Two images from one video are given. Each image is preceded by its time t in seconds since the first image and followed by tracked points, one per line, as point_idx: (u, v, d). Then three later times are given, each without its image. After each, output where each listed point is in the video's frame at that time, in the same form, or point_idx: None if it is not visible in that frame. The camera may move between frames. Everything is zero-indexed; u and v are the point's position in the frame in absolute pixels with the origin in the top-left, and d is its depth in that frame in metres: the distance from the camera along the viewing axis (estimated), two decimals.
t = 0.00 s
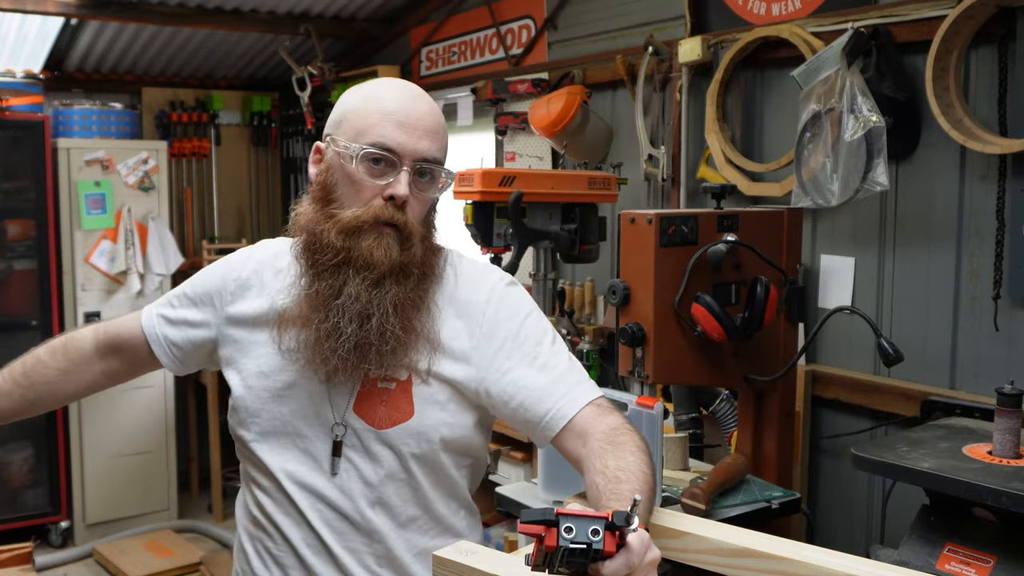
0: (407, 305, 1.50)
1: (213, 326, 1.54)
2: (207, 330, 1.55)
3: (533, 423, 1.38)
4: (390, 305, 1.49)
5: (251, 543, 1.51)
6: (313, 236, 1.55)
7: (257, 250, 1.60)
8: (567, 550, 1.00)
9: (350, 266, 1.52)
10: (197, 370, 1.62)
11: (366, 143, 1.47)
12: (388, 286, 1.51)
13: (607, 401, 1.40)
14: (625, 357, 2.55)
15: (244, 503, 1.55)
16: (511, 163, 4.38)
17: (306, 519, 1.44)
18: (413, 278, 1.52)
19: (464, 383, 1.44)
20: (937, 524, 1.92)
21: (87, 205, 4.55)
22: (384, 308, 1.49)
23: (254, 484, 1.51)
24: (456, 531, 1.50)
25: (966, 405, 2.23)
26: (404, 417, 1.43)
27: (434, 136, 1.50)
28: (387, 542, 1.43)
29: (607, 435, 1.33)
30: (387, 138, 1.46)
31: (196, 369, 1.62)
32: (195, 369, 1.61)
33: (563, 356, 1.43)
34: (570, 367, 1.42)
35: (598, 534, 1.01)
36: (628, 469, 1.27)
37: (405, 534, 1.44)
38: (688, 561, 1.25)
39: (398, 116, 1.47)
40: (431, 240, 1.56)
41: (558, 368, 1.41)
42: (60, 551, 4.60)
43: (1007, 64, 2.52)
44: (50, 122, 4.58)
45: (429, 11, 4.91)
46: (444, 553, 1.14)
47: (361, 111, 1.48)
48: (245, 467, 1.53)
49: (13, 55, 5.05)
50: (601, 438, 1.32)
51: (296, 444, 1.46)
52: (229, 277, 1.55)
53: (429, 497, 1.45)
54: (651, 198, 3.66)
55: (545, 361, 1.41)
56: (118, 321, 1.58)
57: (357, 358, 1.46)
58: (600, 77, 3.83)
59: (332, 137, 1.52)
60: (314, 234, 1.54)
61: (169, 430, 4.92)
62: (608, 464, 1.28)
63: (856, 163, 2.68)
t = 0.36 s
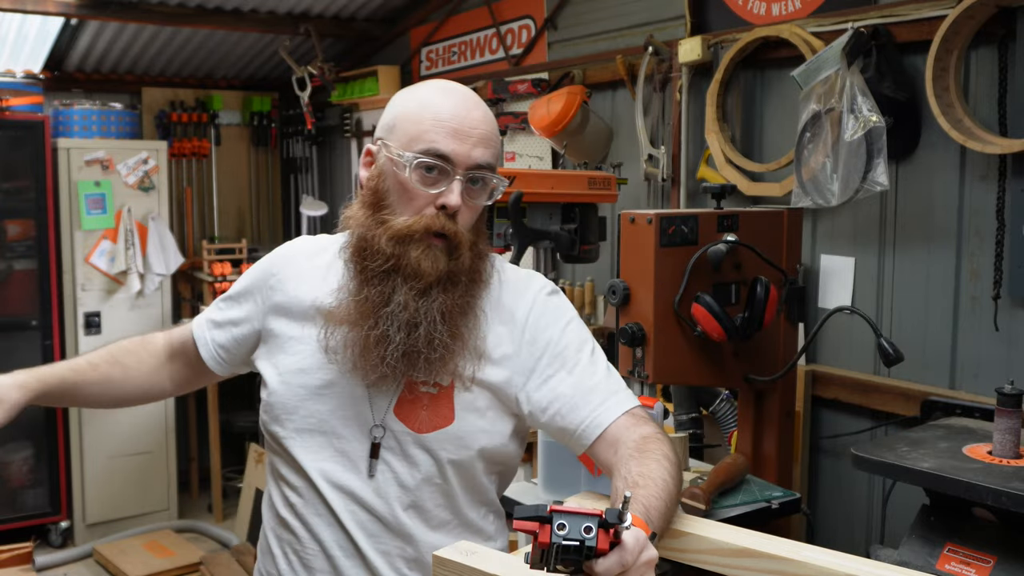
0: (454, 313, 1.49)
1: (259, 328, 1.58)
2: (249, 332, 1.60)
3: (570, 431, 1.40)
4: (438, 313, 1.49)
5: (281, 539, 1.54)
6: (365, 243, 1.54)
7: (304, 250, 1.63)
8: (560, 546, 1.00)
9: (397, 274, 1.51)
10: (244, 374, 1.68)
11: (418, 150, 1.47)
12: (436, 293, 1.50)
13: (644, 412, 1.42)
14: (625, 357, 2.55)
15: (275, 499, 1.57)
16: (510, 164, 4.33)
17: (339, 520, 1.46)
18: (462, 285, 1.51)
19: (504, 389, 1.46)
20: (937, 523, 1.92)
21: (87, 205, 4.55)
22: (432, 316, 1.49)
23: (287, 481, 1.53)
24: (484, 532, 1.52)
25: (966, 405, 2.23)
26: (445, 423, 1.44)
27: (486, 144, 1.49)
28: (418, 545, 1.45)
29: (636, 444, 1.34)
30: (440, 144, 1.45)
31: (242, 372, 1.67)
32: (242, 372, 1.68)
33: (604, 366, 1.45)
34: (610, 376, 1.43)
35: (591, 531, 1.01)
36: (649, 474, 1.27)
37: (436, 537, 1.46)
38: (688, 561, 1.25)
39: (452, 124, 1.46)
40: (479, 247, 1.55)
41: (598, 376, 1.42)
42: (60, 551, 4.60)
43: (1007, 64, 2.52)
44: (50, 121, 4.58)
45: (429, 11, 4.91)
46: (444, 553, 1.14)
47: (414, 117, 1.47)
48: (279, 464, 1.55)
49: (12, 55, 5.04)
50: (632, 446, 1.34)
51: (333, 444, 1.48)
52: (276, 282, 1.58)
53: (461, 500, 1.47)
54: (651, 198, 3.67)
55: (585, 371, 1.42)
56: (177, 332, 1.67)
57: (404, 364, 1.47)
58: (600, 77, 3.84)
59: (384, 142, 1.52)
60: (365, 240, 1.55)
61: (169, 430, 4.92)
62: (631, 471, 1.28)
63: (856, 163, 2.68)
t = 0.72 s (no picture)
0: (522, 325, 1.53)
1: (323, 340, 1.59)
2: (311, 336, 1.62)
3: (601, 437, 1.47)
4: (510, 327, 1.53)
5: (322, 544, 1.57)
6: (432, 252, 1.58)
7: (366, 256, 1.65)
8: (559, 548, 1.01)
9: (465, 285, 1.55)
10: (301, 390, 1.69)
11: (486, 158, 1.50)
12: (506, 305, 1.54)
13: (674, 426, 1.47)
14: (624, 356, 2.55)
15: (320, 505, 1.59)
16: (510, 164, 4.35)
17: (386, 528, 1.50)
18: (529, 297, 1.56)
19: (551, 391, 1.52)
20: (937, 523, 1.92)
21: (87, 205, 4.55)
22: (502, 331, 1.52)
23: (337, 490, 1.55)
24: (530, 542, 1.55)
25: (966, 405, 2.23)
26: (505, 431, 1.49)
27: (555, 153, 1.51)
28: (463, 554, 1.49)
29: (661, 456, 1.40)
30: (509, 151, 1.48)
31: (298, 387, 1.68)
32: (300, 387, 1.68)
33: (643, 375, 1.51)
34: (648, 388, 1.49)
35: (590, 533, 1.02)
36: (668, 486, 1.31)
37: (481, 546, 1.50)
38: (688, 561, 1.26)
39: (522, 133, 1.49)
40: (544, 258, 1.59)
41: (637, 383, 1.49)
42: (61, 550, 4.59)
43: (1007, 64, 2.52)
44: (50, 122, 4.59)
45: (429, 11, 4.91)
46: (444, 553, 1.14)
47: (482, 126, 1.51)
48: (330, 471, 1.57)
49: (13, 55, 5.04)
50: (657, 456, 1.40)
51: (395, 454, 1.51)
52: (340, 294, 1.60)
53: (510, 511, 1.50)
54: (652, 198, 3.67)
55: (625, 376, 1.49)
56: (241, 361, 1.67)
57: (474, 378, 1.51)
58: (600, 77, 3.83)
59: (453, 150, 1.55)
60: (432, 248, 1.58)
61: (169, 431, 4.92)
62: (651, 478, 1.34)
63: (856, 163, 2.68)
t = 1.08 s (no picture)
0: (528, 324, 1.56)
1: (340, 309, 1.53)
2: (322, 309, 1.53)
3: (609, 438, 1.52)
4: (518, 326, 1.55)
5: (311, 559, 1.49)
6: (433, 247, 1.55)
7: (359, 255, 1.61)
8: (560, 549, 1.01)
9: (466, 287, 1.52)
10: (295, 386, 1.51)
11: (487, 146, 1.51)
12: (510, 305, 1.55)
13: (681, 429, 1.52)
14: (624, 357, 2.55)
15: (304, 515, 1.51)
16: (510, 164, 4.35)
17: (392, 535, 1.45)
18: (535, 294, 1.58)
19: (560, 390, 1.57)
20: (937, 523, 1.92)
21: (87, 206, 4.55)
22: (510, 330, 1.54)
23: (327, 498, 1.48)
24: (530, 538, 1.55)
25: (966, 405, 2.23)
26: (514, 431, 1.52)
27: (556, 141, 1.55)
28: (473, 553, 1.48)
29: (667, 459, 1.43)
30: (509, 138, 1.51)
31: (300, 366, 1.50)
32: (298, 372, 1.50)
33: (651, 374, 1.56)
34: (656, 387, 1.54)
35: (590, 533, 1.02)
36: (674, 489, 1.33)
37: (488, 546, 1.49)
38: (689, 561, 1.26)
39: (520, 121, 1.52)
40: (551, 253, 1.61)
41: (648, 385, 1.53)
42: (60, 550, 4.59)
43: (1007, 64, 2.52)
44: (50, 121, 4.59)
45: (429, 11, 4.91)
46: (444, 553, 1.14)
47: (483, 116, 1.53)
48: (316, 478, 1.49)
49: (12, 55, 5.04)
50: (665, 458, 1.43)
51: (400, 459, 1.46)
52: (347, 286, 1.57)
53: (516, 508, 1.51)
54: (651, 198, 3.68)
55: (633, 376, 1.54)
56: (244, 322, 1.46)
57: (482, 379, 1.52)
58: (600, 77, 3.83)
59: (452, 147, 1.55)
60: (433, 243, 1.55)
61: (169, 430, 4.92)
62: (658, 478, 1.37)
63: (856, 163, 2.68)
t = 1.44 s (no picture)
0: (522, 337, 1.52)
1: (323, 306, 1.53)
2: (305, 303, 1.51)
3: (609, 445, 1.52)
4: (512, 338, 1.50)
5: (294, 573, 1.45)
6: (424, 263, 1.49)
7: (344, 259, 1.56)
8: (559, 549, 1.01)
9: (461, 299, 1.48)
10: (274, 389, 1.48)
11: (477, 164, 1.48)
12: (507, 317, 1.50)
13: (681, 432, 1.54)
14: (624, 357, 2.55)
15: (282, 529, 1.47)
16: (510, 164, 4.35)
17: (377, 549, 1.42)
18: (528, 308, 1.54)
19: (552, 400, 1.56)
20: (937, 523, 1.92)
21: (86, 205, 4.54)
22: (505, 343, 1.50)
23: (307, 513, 1.44)
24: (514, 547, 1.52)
25: (966, 405, 2.23)
26: (501, 442, 1.50)
27: (547, 157, 1.52)
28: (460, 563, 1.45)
29: (670, 460, 1.46)
30: (500, 156, 1.47)
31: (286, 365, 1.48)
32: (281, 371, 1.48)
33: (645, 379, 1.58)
34: (652, 391, 1.56)
35: (589, 534, 1.02)
36: (676, 490, 1.34)
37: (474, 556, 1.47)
38: (690, 561, 1.26)
39: (511, 137, 1.49)
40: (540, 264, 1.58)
41: (644, 390, 1.55)
42: (60, 550, 4.59)
43: (1007, 64, 2.52)
44: (50, 122, 4.60)
45: (429, 11, 4.91)
46: (444, 553, 1.13)
47: (471, 132, 1.50)
48: (296, 491, 1.45)
49: (12, 55, 5.04)
50: (666, 459, 1.46)
51: (382, 472, 1.43)
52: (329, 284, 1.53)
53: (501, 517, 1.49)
54: (651, 198, 3.68)
55: (630, 381, 1.56)
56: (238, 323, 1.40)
57: (479, 391, 1.47)
58: (599, 77, 3.83)
59: (439, 161, 1.53)
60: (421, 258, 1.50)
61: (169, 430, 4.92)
62: (660, 478, 1.39)
63: (856, 163, 2.68)
